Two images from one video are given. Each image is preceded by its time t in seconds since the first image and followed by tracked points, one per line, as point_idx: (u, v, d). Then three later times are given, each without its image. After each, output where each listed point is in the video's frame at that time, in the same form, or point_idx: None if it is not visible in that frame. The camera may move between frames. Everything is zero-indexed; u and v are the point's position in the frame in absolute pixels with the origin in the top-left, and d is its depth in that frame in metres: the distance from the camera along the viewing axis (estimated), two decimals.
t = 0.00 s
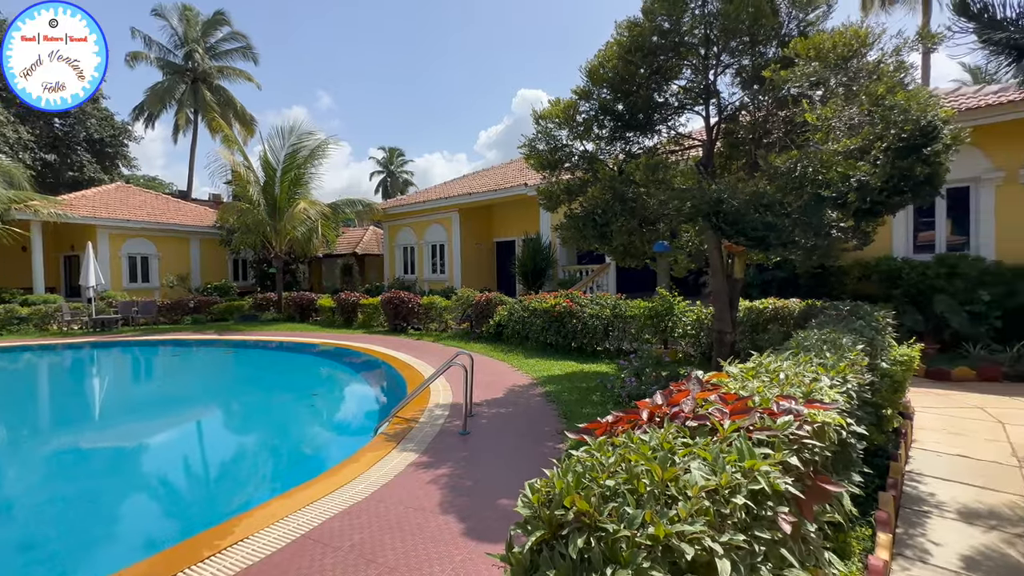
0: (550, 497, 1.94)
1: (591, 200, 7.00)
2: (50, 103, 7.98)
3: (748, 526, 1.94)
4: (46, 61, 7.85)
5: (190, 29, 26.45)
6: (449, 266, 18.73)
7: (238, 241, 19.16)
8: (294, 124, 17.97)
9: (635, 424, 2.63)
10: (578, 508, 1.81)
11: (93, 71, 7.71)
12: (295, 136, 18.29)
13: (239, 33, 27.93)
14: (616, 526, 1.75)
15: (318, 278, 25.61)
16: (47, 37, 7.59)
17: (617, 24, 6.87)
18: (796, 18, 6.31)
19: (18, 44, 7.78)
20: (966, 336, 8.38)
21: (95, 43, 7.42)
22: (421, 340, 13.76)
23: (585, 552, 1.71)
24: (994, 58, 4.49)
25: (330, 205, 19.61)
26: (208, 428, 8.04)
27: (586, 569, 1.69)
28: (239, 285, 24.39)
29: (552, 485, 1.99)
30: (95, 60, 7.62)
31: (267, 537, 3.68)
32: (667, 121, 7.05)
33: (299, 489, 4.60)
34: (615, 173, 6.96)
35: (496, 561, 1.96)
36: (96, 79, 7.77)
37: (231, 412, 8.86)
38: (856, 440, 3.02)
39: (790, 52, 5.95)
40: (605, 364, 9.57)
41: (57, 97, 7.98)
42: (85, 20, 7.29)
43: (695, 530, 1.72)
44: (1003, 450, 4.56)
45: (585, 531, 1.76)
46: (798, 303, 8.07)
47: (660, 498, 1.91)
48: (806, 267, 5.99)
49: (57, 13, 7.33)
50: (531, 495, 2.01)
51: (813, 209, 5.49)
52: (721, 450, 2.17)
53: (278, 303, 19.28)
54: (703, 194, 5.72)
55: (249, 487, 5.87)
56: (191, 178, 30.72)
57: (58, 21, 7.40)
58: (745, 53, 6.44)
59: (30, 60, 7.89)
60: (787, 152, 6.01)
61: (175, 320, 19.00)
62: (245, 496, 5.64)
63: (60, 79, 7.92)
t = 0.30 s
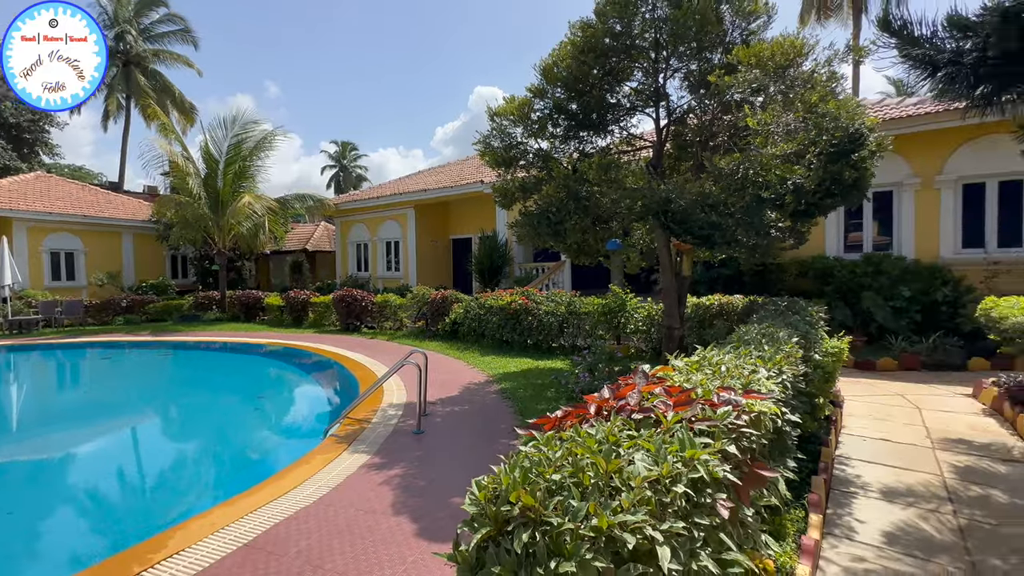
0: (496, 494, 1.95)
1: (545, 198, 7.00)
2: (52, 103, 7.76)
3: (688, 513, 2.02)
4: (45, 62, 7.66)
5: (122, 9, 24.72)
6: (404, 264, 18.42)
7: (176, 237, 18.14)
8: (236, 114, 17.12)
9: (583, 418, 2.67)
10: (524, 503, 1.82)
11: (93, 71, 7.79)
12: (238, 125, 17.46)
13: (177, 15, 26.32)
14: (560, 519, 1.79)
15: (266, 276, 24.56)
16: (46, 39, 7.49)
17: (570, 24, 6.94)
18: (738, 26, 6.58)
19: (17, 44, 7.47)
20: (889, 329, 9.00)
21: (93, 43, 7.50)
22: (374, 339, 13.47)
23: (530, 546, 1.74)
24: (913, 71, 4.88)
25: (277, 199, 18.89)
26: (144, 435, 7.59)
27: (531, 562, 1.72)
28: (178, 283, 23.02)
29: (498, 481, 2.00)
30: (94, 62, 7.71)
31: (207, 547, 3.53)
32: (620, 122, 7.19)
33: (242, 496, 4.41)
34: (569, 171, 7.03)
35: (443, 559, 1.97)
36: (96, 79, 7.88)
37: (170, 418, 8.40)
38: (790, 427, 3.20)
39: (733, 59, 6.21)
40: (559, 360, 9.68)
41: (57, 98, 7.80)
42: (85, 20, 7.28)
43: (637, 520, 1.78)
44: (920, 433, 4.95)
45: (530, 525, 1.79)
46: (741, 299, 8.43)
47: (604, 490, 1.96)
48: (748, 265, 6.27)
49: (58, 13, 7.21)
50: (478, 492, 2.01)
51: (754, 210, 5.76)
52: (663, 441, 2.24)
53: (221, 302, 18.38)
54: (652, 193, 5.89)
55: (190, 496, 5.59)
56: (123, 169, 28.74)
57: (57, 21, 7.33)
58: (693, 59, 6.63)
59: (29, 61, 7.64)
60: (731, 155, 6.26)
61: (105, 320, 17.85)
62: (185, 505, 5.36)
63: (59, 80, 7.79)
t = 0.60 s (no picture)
0: (447, 493, 1.94)
1: (505, 196, 7.06)
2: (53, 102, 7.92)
3: (638, 505, 2.07)
4: (46, 63, 7.62)
5: None
6: (363, 261, 18.05)
7: (115, 233, 17.15)
8: (180, 103, 16.21)
9: (537, 414, 2.70)
10: (475, 502, 1.83)
11: (92, 70, 7.78)
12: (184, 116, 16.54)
13: None
14: (510, 516, 1.80)
15: (215, 275, 23.58)
16: (48, 40, 7.51)
17: (530, 22, 6.97)
18: (692, 31, 6.72)
19: (19, 46, 7.55)
20: (831, 324, 9.49)
21: (94, 44, 7.55)
22: (332, 339, 13.15)
23: (480, 545, 1.76)
24: (850, 80, 5.09)
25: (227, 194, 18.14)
26: (81, 444, 7.15)
27: (481, 561, 1.73)
28: (118, 282, 21.83)
29: (450, 480, 1.99)
30: (93, 61, 7.69)
31: (149, 559, 3.37)
32: (579, 121, 7.27)
33: (187, 505, 4.22)
34: (529, 169, 7.06)
35: (395, 561, 1.96)
36: (96, 79, 7.84)
37: (110, 425, 7.94)
38: (738, 419, 3.32)
39: (687, 62, 6.35)
40: (521, 357, 9.72)
41: (56, 97, 7.81)
42: (88, 24, 7.37)
43: (586, 514, 1.81)
44: (858, 421, 5.24)
45: (481, 524, 1.80)
46: (695, 296, 8.69)
47: (555, 485, 1.98)
48: (701, 263, 6.47)
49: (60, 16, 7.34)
50: (429, 492, 1.99)
51: (706, 209, 5.94)
52: (615, 435, 2.28)
53: (167, 301, 17.48)
54: (610, 192, 6.00)
55: (132, 507, 5.30)
56: (56, 159, 26.91)
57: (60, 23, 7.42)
58: (649, 61, 6.78)
59: (31, 62, 7.62)
60: (684, 156, 6.42)
61: (36, 322, 16.71)
62: (126, 516, 5.09)
63: (60, 80, 7.73)
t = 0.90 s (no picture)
0: (408, 494, 1.93)
1: (473, 194, 7.04)
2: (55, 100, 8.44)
3: (599, 500, 2.10)
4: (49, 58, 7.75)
5: None
6: (329, 260, 17.69)
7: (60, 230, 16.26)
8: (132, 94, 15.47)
9: (501, 412, 2.70)
10: (435, 502, 1.82)
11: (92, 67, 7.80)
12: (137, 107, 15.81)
13: None
14: (470, 516, 1.81)
15: (172, 274, 22.69)
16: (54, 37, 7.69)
17: (497, 20, 6.96)
18: (657, 34, 6.82)
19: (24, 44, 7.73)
20: (789, 319, 9.84)
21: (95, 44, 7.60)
22: (297, 339, 12.84)
23: (440, 546, 1.76)
24: (805, 85, 5.30)
25: (183, 189, 17.47)
26: (24, 454, 6.77)
27: (440, 562, 1.74)
28: (65, 281, 20.79)
29: (409, 482, 1.97)
30: (93, 59, 7.71)
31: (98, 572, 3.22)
32: (547, 121, 7.30)
33: (141, 514, 4.06)
34: (497, 167, 7.06)
35: (355, 565, 1.93)
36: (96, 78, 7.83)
37: (57, 433, 7.55)
38: (699, 413, 3.41)
39: (651, 64, 6.46)
40: (490, 356, 9.71)
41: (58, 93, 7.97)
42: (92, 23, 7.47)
43: (546, 511, 1.83)
44: (813, 413, 5.46)
45: (441, 524, 1.80)
46: (661, 293, 8.86)
47: (516, 483, 2.00)
48: (665, 261, 6.59)
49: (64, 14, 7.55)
50: (388, 494, 1.98)
51: (670, 208, 6.07)
52: (577, 433, 2.31)
53: (119, 302, 16.68)
54: (576, 191, 6.05)
55: (82, 518, 5.06)
56: None
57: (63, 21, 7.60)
58: (615, 62, 6.87)
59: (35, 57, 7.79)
60: (648, 156, 6.52)
61: None
62: (75, 528, 4.86)
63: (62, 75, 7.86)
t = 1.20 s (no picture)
0: (376, 496, 1.90)
1: (448, 192, 7.01)
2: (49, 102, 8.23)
3: (569, 497, 2.12)
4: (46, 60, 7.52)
5: None
6: (301, 260, 17.36)
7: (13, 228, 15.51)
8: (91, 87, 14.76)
9: (473, 412, 2.69)
10: (403, 504, 1.81)
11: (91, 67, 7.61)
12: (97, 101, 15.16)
13: None
14: (439, 516, 1.80)
15: (135, 273, 21.92)
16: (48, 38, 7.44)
17: (470, 18, 6.93)
18: (629, 35, 6.89)
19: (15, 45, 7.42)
20: (758, 316, 10.09)
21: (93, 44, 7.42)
22: (268, 340, 12.57)
23: (409, 546, 1.75)
24: (772, 88, 5.47)
25: (146, 186, 16.89)
26: None
27: (409, 563, 1.73)
28: (18, 282, 19.90)
29: (378, 484, 1.95)
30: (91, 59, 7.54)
31: None
32: (521, 120, 7.31)
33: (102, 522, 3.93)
34: (471, 166, 7.03)
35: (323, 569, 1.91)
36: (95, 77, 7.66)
37: (13, 441, 7.23)
38: (670, 409, 3.47)
39: (623, 65, 6.53)
40: (466, 355, 9.67)
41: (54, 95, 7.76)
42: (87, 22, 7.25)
43: (515, 509, 1.83)
44: (780, 406, 5.61)
45: (409, 525, 1.79)
46: (634, 291, 8.96)
47: (485, 482, 2.00)
48: (638, 260, 6.68)
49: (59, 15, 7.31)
50: (357, 496, 1.95)
51: (642, 207, 6.16)
52: (547, 430, 2.31)
53: (78, 303, 16.04)
54: (550, 190, 6.07)
55: (39, 529, 4.86)
56: None
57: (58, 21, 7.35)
58: (588, 62, 6.91)
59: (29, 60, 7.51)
60: (621, 156, 6.58)
61: None
62: (32, 540, 4.66)
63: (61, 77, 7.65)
